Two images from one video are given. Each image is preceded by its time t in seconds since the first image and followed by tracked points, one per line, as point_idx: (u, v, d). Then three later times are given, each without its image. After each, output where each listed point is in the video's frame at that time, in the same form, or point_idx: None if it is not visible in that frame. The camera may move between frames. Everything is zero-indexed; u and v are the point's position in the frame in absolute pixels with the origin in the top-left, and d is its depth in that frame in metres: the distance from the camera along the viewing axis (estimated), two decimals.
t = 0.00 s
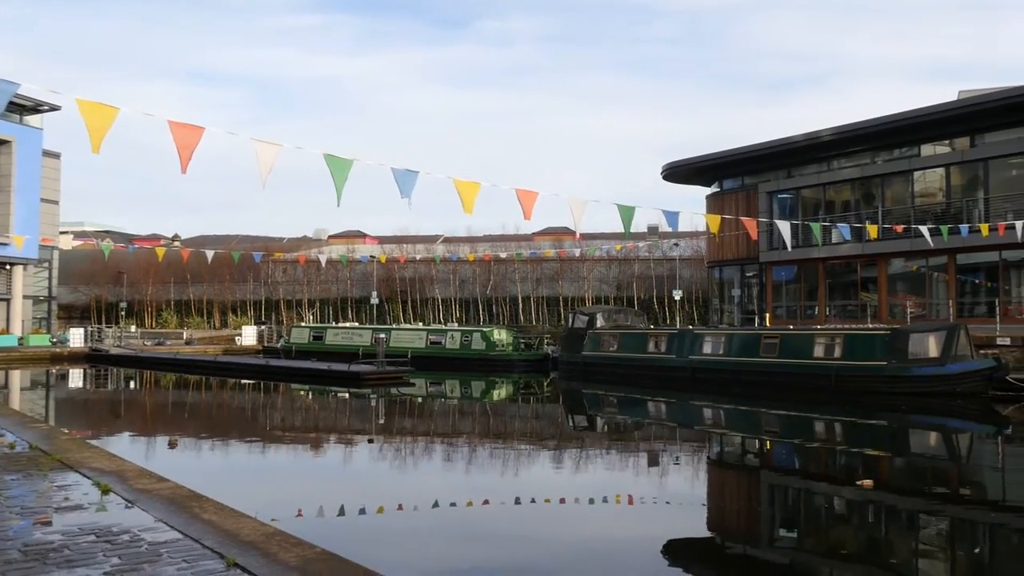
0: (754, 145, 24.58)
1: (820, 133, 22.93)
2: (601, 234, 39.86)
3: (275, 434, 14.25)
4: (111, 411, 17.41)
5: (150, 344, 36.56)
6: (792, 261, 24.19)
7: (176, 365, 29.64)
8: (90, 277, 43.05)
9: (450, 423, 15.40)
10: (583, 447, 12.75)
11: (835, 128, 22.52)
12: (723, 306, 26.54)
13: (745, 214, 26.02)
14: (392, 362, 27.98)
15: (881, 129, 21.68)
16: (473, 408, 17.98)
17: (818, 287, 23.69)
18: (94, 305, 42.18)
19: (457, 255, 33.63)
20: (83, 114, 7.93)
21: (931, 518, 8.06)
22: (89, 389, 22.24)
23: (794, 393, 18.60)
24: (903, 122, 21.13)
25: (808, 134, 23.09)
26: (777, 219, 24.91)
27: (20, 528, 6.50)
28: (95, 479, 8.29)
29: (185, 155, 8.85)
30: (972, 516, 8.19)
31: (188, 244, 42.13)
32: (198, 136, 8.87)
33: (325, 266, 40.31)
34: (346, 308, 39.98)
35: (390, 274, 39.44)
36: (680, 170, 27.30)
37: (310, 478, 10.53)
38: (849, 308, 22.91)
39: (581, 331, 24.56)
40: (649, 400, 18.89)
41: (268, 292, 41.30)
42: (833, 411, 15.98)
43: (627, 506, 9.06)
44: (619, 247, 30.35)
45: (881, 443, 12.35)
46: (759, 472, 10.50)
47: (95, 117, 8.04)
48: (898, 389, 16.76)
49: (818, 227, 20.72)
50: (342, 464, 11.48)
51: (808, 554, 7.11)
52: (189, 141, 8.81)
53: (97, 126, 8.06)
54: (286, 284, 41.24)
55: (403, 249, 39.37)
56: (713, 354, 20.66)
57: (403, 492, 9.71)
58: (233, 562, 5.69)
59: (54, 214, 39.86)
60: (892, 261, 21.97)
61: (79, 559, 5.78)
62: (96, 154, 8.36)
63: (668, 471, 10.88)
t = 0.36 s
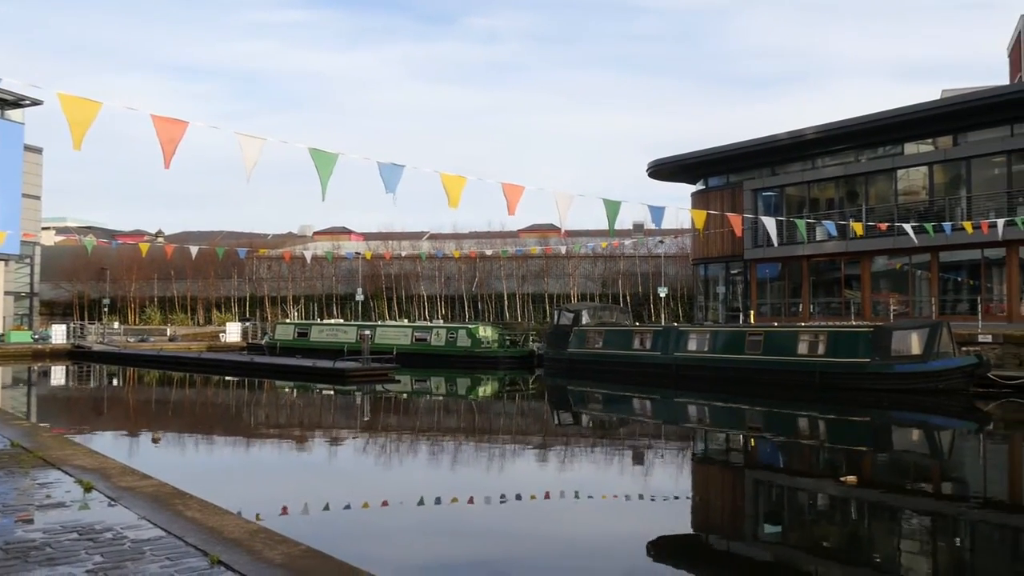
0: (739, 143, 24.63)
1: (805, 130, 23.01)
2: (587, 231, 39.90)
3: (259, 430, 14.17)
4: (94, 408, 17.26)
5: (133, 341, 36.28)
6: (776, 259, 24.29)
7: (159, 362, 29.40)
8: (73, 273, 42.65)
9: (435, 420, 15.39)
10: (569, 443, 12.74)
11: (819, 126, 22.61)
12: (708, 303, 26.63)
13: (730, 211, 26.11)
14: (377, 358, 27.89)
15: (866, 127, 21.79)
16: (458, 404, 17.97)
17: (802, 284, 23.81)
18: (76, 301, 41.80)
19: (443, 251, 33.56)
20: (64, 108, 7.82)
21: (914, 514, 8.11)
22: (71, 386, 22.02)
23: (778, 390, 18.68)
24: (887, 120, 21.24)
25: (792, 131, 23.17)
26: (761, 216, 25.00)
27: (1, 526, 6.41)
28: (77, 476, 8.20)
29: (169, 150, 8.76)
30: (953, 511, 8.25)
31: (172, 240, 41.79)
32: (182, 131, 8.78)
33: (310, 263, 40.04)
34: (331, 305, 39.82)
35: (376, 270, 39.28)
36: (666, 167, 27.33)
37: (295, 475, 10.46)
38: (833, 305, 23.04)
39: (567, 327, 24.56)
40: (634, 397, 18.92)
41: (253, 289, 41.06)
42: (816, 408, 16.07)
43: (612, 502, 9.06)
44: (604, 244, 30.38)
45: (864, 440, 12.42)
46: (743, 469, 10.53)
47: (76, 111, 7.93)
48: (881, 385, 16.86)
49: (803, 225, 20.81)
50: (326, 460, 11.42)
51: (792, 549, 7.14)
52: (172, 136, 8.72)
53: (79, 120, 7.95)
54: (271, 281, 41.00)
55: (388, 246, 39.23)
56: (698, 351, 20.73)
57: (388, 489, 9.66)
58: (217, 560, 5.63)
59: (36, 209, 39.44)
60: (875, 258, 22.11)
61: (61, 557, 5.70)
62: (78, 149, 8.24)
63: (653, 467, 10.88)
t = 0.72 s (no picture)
0: (725, 140, 24.72)
1: (789, 129, 23.13)
2: (572, 228, 39.95)
3: (245, 427, 14.11)
4: (76, 405, 17.12)
5: (116, 338, 35.99)
6: (760, 257, 24.39)
7: (143, 359, 29.21)
8: (55, 269, 42.27)
9: (421, 417, 15.37)
10: (554, 440, 12.75)
11: (804, 124, 22.72)
12: (693, 301, 26.72)
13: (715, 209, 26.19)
14: (362, 356, 27.81)
15: (850, 126, 21.93)
16: (444, 401, 17.95)
17: (786, 282, 23.93)
18: (59, 298, 41.44)
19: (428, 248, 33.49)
20: (46, 102, 7.73)
21: (897, 510, 8.17)
22: (54, 383, 21.85)
23: (762, 386, 18.77)
24: (871, 119, 21.38)
25: (777, 130, 23.27)
26: (746, 214, 25.09)
27: None
28: (59, 474, 8.13)
29: (152, 146, 8.68)
30: (934, 507, 8.32)
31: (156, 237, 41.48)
32: (165, 127, 8.70)
33: (295, 259, 39.86)
34: (316, 302, 39.65)
35: (361, 267, 39.15)
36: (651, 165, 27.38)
37: (280, 473, 10.41)
38: (817, 302, 23.17)
39: (552, 325, 24.58)
40: (619, 393, 18.97)
41: (237, 286, 40.86)
42: (800, 404, 16.16)
43: (597, 499, 9.07)
44: (590, 241, 30.42)
45: (847, 436, 12.50)
46: (728, 466, 10.58)
47: (58, 105, 7.84)
48: (864, 382, 16.98)
49: (788, 223, 20.91)
50: (312, 458, 11.37)
51: (775, 545, 7.18)
52: (156, 131, 8.65)
53: (61, 115, 7.87)
54: (255, 277, 40.78)
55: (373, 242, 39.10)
56: (682, 349, 20.81)
57: (373, 487, 9.63)
58: (201, 558, 5.60)
59: (18, 205, 39.05)
60: (859, 256, 22.25)
61: (44, 555, 5.65)
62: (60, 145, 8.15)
63: (638, 464, 10.91)
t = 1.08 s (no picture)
0: (710, 138, 24.76)
1: (775, 127, 23.19)
2: (558, 226, 39.99)
3: (229, 425, 14.00)
4: (58, 403, 16.92)
5: (99, 334, 35.66)
6: (746, 254, 24.47)
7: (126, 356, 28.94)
8: (37, 266, 41.82)
9: (406, 414, 15.32)
10: (539, 437, 12.74)
11: (789, 122, 22.80)
12: (678, 299, 26.77)
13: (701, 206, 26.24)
14: (348, 353, 27.70)
15: (834, 125, 22.03)
16: (430, 398, 17.91)
17: (771, 280, 24.02)
18: (40, 294, 41.00)
19: (414, 245, 33.39)
20: (27, 96, 7.61)
21: (880, 507, 8.20)
22: (36, 380, 21.60)
23: (747, 384, 18.83)
24: (856, 118, 21.49)
25: (763, 128, 23.34)
26: (731, 212, 25.15)
27: None
28: (41, 472, 8.02)
29: (136, 139, 8.57)
30: (918, 503, 8.36)
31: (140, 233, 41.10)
32: (150, 120, 8.60)
33: (280, 256, 39.63)
34: (301, 299, 39.44)
35: (346, 264, 38.97)
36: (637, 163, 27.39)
37: (264, 470, 10.32)
38: (801, 300, 23.27)
39: (538, 322, 24.56)
40: (604, 391, 18.98)
41: (222, 282, 40.60)
42: (785, 402, 16.22)
43: (583, 496, 9.07)
44: (576, 238, 30.40)
45: (831, 433, 12.56)
46: (712, 462, 10.60)
47: (40, 99, 7.72)
48: (849, 380, 17.07)
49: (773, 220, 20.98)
50: (296, 455, 11.29)
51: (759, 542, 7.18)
52: (140, 125, 8.54)
53: (43, 109, 7.75)
54: (240, 274, 40.51)
55: (359, 239, 38.93)
56: (668, 346, 20.84)
57: (358, 484, 9.57)
58: (185, 556, 5.54)
59: None
60: (843, 254, 22.37)
61: (25, 554, 5.57)
62: (42, 139, 8.02)
63: (623, 461, 10.90)
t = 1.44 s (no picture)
0: (696, 136, 24.82)
1: (760, 125, 23.27)
2: (544, 223, 40.00)
3: (214, 423, 13.92)
4: (42, 401, 16.77)
5: (83, 332, 35.38)
6: (732, 252, 24.55)
7: (110, 353, 28.71)
8: (20, 262, 41.43)
9: (392, 411, 15.30)
10: (526, 435, 12.73)
11: (775, 121, 22.89)
12: (665, 296, 26.83)
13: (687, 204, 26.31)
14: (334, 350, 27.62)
15: (819, 123, 22.15)
16: (416, 396, 17.88)
17: (757, 277, 24.11)
18: (23, 291, 40.65)
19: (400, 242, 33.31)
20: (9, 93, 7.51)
21: (864, 503, 8.25)
22: (19, 378, 21.39)
23: (733, 381, 18.91)
24: (841, 116, 21.61)
25: (748, 126, 23.42)
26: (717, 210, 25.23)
27: None
28: (24, 470, 7.95)
29: (121, 137, 8.49)
30: (902, 500, 8.42)
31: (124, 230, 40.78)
32: (134, 118, 8.53)
33: (266, 253, 39.42)
34: (287, 296, 39.26)
35: (333, 262, 38.82)
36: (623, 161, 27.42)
37: (250, 468, 10.28)
38: (787, 298, 23.37)
39: (525, 319, 24.54)
40: (591, 388, 19.02)
41: (207, 280, 40.37)
42: (770, 399, 16.30)
43: (569, 493, 9.08)
44: (562, 236, 30.40)
45: (816, 430, 12.63)
46: (698, 459, 10.64)
47: (23, 96, 7.63)
48: (834, 377, 17.17)
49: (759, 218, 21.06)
50: (282, 453, 11.25)
51: (744, 538, 7.21)
52: (124, 123, 8.46)
53: (25, 106, 7.66)
54: (226, 271, 40.30)
55: (345, 237, 38.78)
56: (654, 343, 20.88)
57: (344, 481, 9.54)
58: (169, 554, 5.50)
59: None
60: (828, 252, 22.49)
61: (8, 553, 5.52)
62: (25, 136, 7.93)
63: (609, 458, 10.92)
